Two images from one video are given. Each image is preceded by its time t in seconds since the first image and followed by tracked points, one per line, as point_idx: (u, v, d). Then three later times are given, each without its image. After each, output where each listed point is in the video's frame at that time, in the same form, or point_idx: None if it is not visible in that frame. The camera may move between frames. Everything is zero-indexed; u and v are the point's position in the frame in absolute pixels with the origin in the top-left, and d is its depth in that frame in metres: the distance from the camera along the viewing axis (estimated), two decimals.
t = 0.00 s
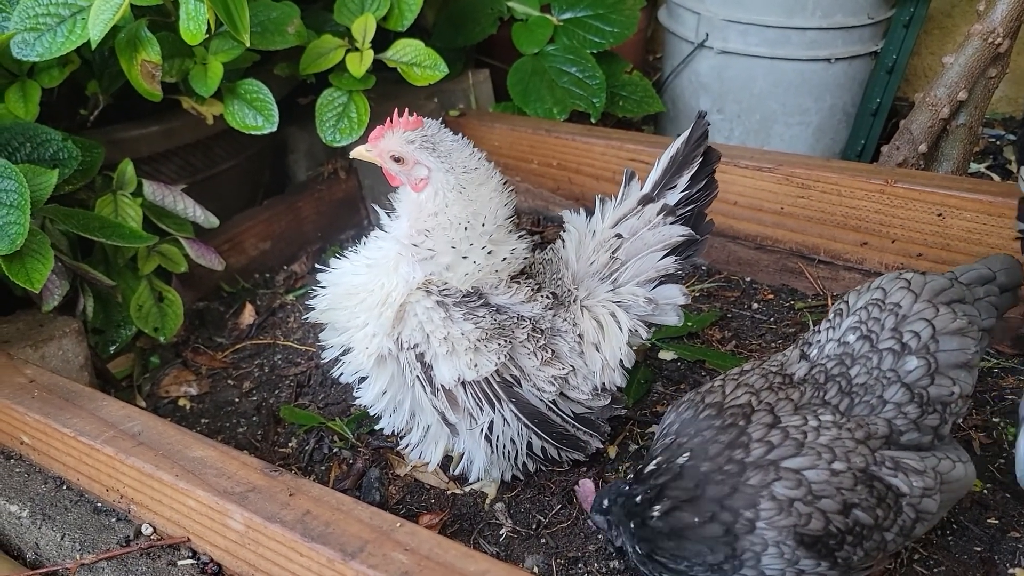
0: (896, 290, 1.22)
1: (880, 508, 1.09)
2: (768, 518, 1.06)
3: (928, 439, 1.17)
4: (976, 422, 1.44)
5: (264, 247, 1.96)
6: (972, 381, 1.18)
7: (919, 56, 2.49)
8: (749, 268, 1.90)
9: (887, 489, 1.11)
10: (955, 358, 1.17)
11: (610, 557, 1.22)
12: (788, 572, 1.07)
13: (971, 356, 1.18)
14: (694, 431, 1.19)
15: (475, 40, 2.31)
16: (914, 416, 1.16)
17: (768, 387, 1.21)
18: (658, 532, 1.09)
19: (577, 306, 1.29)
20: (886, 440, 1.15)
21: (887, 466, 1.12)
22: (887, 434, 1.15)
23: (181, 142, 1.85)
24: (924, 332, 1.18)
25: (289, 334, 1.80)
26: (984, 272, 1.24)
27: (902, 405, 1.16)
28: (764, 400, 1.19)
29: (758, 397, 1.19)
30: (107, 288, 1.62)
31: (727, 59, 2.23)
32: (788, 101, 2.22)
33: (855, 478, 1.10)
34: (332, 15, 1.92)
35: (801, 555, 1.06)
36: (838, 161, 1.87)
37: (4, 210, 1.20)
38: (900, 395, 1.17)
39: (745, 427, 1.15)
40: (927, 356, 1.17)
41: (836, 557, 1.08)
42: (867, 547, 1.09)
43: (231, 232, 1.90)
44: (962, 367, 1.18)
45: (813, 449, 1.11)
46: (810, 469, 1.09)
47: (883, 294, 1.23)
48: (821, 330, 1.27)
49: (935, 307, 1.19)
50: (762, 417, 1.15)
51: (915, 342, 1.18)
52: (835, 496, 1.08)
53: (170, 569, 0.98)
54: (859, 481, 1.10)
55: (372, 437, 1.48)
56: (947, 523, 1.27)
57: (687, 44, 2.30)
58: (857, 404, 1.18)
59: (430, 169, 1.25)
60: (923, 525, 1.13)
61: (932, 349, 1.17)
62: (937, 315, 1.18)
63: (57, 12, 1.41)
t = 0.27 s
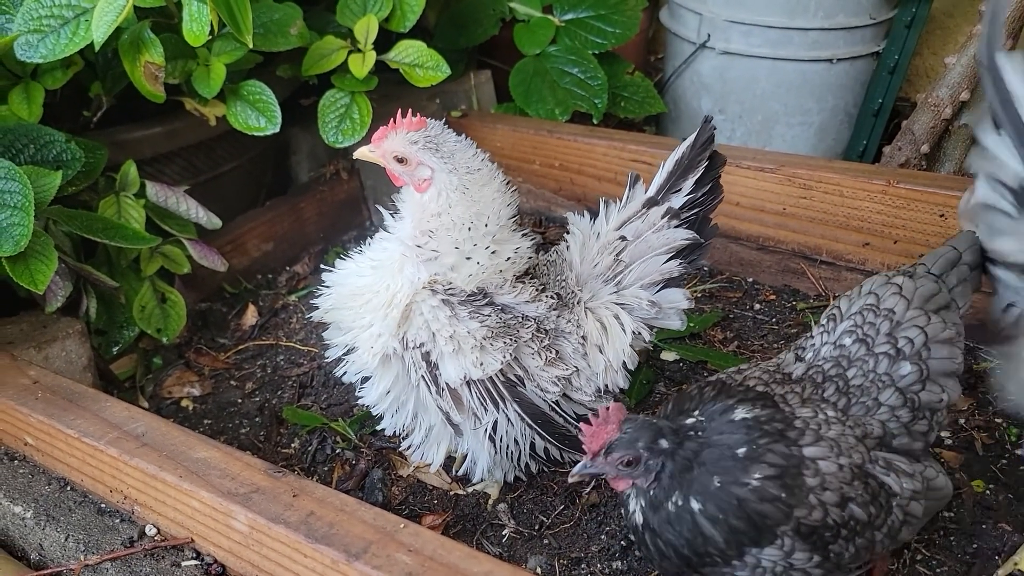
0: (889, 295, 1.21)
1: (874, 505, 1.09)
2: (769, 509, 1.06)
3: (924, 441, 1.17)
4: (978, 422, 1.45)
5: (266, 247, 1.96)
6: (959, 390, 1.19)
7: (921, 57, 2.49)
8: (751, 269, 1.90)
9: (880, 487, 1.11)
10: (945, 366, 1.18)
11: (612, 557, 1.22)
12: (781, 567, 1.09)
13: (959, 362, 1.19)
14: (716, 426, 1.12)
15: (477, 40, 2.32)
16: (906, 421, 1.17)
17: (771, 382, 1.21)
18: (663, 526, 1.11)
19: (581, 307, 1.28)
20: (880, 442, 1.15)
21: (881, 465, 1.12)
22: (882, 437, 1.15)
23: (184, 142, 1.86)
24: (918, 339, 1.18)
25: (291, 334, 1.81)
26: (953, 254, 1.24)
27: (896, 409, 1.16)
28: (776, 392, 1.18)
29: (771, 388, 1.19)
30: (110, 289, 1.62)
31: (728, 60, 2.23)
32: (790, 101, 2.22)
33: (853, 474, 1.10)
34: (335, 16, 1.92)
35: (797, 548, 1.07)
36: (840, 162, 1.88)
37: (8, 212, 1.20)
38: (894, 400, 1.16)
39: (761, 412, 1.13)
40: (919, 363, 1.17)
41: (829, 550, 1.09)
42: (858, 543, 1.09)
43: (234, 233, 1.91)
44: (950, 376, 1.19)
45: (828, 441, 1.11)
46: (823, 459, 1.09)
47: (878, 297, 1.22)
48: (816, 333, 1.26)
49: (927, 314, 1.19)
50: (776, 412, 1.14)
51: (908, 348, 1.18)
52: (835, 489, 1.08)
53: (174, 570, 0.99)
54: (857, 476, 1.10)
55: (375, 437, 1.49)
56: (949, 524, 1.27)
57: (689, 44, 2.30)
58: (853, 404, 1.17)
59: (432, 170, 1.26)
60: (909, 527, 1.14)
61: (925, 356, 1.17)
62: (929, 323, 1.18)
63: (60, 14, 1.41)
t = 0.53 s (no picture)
0: (873, 285, 1.21)
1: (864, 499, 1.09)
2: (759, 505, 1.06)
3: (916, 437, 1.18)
4: (976, 422, 1.45)
5: (265, 248, 1.97)
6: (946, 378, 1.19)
7: (920, 56, 2.49)
8: (750, 269, 1.90)
9: (870, 480, 1.11)
10: (932, 354, 1.18)
11: (611, 557, 1.22)
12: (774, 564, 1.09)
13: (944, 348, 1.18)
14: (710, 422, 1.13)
15: (476, 42, 2.32)
16: (894, 412, 1.17)
17: (760, 378, 1.21)
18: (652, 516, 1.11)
19: (582, 307, 1.29)
20: (870, 434, 1.15)
21: (869, 458, 1.12)
22: (870, 428, 1.15)
23: (184, 144, 1.86)
24: (904, 329, 1.18)
25: (291, 335, 1.81)
26: (931, 236, 1.22)
27: (884, 400, 1.16)
28: (767, 389, 1.18)
29: (761, 385, 1.19)
30: (109, 291, 1.62)
31: (727, 60, 2.23)
32: (789, 102, 2.22)
33: (842, 469, 1.10)
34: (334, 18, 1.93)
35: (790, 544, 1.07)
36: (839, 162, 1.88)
37: (8, 214, 1.20)
38: (883, 391, 1.16)
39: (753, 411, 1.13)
40: (906, 353, 1.17)
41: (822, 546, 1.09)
42: (850, 536, 1.09)
43: (234, 234, 1.91)
44: (938, 364, 1.19)
45: (819, 437, 1.11)
46: (813, 455, 1.10)
47: (862, 288, 1.22)
48: (803, 327, 1.26)
49: (912, 302, 1.18)
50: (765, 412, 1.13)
51: (895, 338, 1.18)
52: (825, 486, 1.08)
53: (173, 571, 0.99)
54: (846, 472, 1.10)
55: (375, 438, 1.49)
56: (947, 523, 1.27)
57: (688, 45, 2.30)
58: (841, 398, 1.17)
59: (417, 163, 1.26)
60: (900, 518, 1.13)
61: (911, 346, 1.18)
62: (915, 311, 1.18)
63: (60, 16, 1.41)
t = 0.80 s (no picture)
0: (878, 285, 1.19)
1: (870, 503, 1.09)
2: (767, 515, 1.06)
3: (924, 435, 1.17)
4: (979, 422, 1.45)
5: (267, 250, 1.97)
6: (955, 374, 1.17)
7: (921, 56, 2.49)
8: (752, 269, 1.90)
9: (877, 484, 1.10)
10: (938, 351, 1.16)
11: (615, 558, 1.22)
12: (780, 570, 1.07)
13: (951, 346, 1.17)
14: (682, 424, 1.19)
15: (477, 43, 2.32)
16: (902, 412, 1.16)
17: (763, 385, 1.21)
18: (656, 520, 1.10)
19: (583, 307, 1.28)
20: (877, 436, 1.14)
21: (876, 461, 1.12)
22: (876, 430, 1.14)
23: (186, 146, 1.86)
24: (909, 327, 1.16)
25: (293, 337, 1.81)
26: (942, 239, 1.19)
27: (890, 401, 1.16)
28: (763, 398, 1.19)
29: (759, 394, 1.19)
30: (112, 293, 1.62)
31: (729, 61, 2.23)
32: (791, 102, 2.22)
33: (847, 475, 1.09)
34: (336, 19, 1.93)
35: (795, 552, 1.06)
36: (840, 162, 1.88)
37: (10, 216, 1.20)
38: (888, 391, 1.16)
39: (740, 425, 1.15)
40: (912, 352, 1.16)
41: (829, 553, 1.07)
42: (859, 541, 1.09)
43: (236, 236, 1.91)
44: (946, 360, 1.17)
45: (812, 445, 1.11)
46: (810, 465, 1.09)
47: (865, 288, 1.21)
48: (807, 328, 1.25)
49: (918, 300, 1.17)
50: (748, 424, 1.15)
51: (900, 337, 1.17)
52: (830, 494, 1.08)
53: (176, 573, 0.99)
54: (852, 477, 1.09)
55: (377, 439, 1.48)
56: (951, 524, 1.27)
57: (689, 45, 2.30)
58: (847, 401, 1.17)
59: (419, 165, 1.26)
60: (912, 518, 1.13)
61: (917, 344, 1.16)
62: (920, 309, 1.17)
63: (62, 18, 1.41)
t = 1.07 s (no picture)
0: (882, 288, 1.19)
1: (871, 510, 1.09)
2: (755, 519, 1.06)
3: (926, 440, 1.18)
4: (977, 423, 1.45)
5: (266, 251, 1.97)
6: (958, 377, 1.17)
7: (918, 57, 2.49)
8: (750, 270, 1.91)
9: (878, 491, 1.11)
10: (941, 355, 1.16)
11: (613, 559, 1.22)
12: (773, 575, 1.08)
13: (953, 349, 1.17)
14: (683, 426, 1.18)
15: (475, 45, 2.33)
16: (904, 417, 1.16)
17: (762, 390, 1.21)
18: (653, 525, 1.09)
19: (579, 309, 1.29)
20: (878, 442, 1.15)
21: (877, 467, 1.12)
22: (878, 435, 1.15)
23: (184, 148, 1.86)
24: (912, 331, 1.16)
25: (292, 339, 1.81)
26: (938, 238, 1.20)
27: (892, 406, 1.16)
28: (761, 403, 1.19)
29: (755, 399, 1.19)
30: (111, 295, 1.62)
31: (727, 62, 2.24)
32: (788, 103, 2.23)
33: (847, 482, 1.09)
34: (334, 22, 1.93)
35: (789, 559, 1.06)
36: (838, 163, 1.88)
37: (9, 219, 1.21)
38: (891, 395, 1.16)
39: (741, 428, 1.15)
40: (915, 356, 1.16)
41: (829, 561, 1.08)
42: (859, 548, 1.10)
43: (234, 238, 1.91)
44: (948, 364, 1.17)
45: (805, 451, 1.11)
46: (802, 471, 1.09)
47: (867, 291, 1.21)
48: (809, 331, 1.26)
49: (920, 304, 1.16)
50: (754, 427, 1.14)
51: (903, 342, 1.17)
52: (828, 501, 1.08)
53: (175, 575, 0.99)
54: (851, 485, 1.10)
55: (376, 441, 1.49)
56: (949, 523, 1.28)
57: (687, 47, 2.31)
58: (848, 406, 1.17)
59: (417, 168, 1.27)
60: (914, 523, 1.14)
61: (920, 349, 1.16)
62: (922, 313, 1.16)
63: (60, 22, 1.42)
